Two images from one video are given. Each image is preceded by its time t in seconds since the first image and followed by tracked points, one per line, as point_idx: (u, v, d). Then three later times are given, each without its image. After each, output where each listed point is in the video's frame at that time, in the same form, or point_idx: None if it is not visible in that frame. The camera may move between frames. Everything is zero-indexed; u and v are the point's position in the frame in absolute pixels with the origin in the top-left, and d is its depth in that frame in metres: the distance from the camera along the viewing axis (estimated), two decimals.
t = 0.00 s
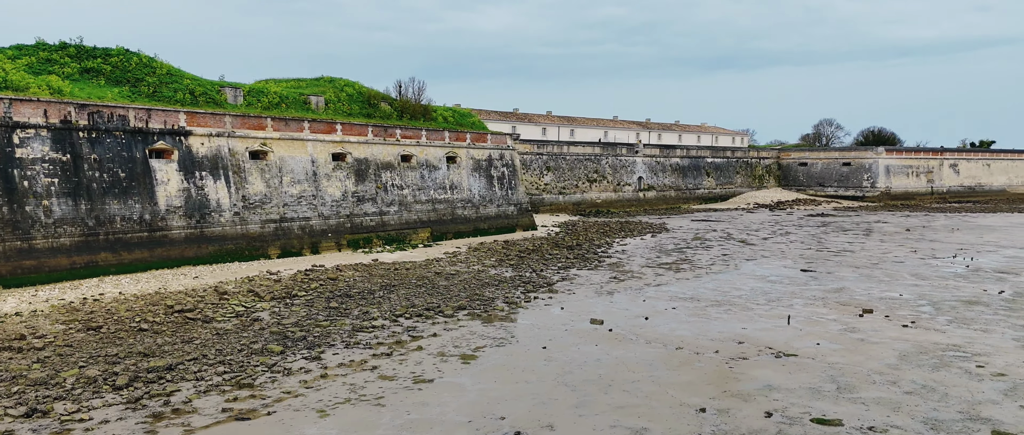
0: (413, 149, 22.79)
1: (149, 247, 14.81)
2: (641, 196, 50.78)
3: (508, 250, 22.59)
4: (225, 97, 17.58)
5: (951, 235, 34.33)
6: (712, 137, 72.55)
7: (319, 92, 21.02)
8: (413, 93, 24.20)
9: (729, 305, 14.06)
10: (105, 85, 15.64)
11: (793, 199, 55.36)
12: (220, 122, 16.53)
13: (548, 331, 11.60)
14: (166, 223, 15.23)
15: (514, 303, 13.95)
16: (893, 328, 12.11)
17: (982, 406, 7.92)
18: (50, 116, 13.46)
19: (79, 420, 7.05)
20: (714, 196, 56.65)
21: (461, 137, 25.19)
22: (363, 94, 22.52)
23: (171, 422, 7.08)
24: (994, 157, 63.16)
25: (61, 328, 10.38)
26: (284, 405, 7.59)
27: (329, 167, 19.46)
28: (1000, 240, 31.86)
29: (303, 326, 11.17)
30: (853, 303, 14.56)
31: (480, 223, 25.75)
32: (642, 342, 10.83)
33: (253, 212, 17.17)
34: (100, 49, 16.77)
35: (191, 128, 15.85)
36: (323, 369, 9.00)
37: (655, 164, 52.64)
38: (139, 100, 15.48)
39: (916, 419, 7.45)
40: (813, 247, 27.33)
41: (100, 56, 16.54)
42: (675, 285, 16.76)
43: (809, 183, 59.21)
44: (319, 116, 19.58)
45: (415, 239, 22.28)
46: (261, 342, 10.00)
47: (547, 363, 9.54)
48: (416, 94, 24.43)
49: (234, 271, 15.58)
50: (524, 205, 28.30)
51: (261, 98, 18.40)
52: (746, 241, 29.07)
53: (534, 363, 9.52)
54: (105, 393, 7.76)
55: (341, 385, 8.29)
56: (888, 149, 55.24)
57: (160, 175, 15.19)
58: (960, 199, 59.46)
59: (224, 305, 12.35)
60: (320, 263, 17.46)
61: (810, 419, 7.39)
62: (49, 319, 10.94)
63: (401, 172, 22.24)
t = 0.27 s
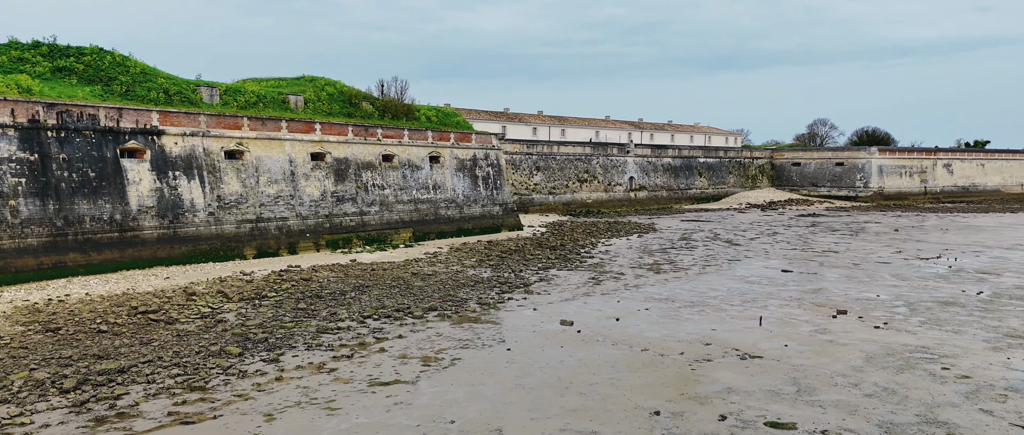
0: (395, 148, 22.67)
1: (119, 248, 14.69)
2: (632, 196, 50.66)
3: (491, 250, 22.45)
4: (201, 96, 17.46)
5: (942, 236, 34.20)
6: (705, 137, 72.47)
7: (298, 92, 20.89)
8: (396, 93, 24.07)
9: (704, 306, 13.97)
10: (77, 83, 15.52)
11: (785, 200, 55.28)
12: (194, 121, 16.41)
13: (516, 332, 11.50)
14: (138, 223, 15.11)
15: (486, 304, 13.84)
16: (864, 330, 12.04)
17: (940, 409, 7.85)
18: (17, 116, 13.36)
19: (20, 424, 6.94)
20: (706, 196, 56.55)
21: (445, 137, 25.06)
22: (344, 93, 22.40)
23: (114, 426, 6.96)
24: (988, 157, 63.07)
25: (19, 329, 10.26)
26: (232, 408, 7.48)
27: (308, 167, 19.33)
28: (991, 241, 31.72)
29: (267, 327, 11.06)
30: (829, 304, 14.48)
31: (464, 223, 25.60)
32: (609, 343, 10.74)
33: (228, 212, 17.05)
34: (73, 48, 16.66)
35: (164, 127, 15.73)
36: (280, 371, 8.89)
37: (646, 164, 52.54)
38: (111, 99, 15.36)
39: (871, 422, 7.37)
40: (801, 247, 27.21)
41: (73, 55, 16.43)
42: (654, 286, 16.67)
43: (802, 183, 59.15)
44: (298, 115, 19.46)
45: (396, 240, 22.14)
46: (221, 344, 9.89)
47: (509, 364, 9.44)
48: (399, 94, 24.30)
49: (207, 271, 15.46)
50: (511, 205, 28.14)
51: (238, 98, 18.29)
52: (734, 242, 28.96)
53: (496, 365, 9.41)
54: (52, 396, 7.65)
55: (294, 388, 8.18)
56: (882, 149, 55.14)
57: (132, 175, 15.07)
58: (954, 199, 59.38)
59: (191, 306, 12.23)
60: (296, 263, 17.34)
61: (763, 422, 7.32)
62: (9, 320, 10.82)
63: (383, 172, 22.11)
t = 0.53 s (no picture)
0: (376, 148, 22.53)
1: (88, 248, 14.57)
2: (623, 195, 50.53)
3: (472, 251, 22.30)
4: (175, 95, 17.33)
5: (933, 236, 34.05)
6: (698, 137, 72.39)
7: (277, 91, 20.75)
8: (378, 92, 23.93)
9: (677, 307, 13.87)
10: (47, 82, 15.39)
11: (777, 200, 55.20)
12: (167, 120, 16.28)
13: (482, 334, 11.39)
14: (108, 223, 14.98)
15: (457, 305, 13.72)
16: (834, 331, 11.94)
17: (896, 413, 7.75)
18: None
19: None
20: (698, 196, 56.44)
21: (428, 137, 24.91)
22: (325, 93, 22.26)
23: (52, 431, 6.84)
24: (982, 157, 62.96)
25: None
26: (176, 412, 7.36)
27: (285, 166, 19.20)
28: (982, 242, 31.55)
29: (229, 329, 10.93)
30: (804, 305, 14.38)
31: (448, 223, 25.43)
32: (574, 345, 10.63)
33: (202, 212, 16.91)
34: (45, 46, 16.52)
35: (136, 127, 15.60)
36: (233, 374, 8.77)
37: (638, 164, 52.43)
38: (81, 98, 15.22)
39: (824, 426, 7.27)
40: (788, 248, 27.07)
41: (45, 54, 16.30)
42: (631, 287, 16.56)
43: (795, 183, 59.10)
44: (276, 114, 19.32)
45: (377, 240, 21.99)
46: (179, 346, 9.76)
47: (468, 367, 9.33)
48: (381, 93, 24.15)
49: (179, 272, 15.32)
50: (496, 205, 27.93)
51: (214, 97, 18.15)
52: (721, 242, 28.83)
53: (455, 367, 9.30)
54: None
55: (245, 391, 8.06)
56: (875, 149, 55.01)
57: (102, 175, 14.95)
58: (947, 200, 59.26)
59: (155, 307, 12.10)
60: (271, 264, 17.20)
61: (714, 426, 7.22)
62: None
63: (364, 172, 21.97)
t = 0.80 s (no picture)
0: (358, 148, 22.39)
1: (59, 249, 14.46)
2: (615, 195, 50.39)
3: (455, 252, 22.15)
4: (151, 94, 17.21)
5: (924, 236, 33.89)
6: (691, 137, 72.29)
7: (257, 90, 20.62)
8: (361, 92, 23.79)
9: (653, 309, 13.77)
10: (19, 82, 15.27)
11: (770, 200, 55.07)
12: (142, 120, 16.17)
13: (451, 335, 11.28)
14: (80, 224, 14.87)
15: (430, 306, 13.60)
16: (806, 333, 11.85)
17: (856, 416, 7.66)
18: None
19: None
20: (690, 196, 56.31)
21: (411, 137, 24.76)
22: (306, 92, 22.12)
23: None
24: (976, 157, 62.84)
25: None
26: (123, 416, 7.24)
27: (264, 166, 19.07)
28: (974, 242, 31.38)
29: (193, 331, 10.82)
30: (782, 306, 14.28)
31: (433, 224, 25.27)
32: (541, 347, 10.53)
33: (178, 212, 16.78)
34: (18, 46, 16.40)
35: (110, 126, 15.49)
36: (189, 376, 8.65)
37: (629, 164, 52.31)
38: (53, 97, 15.10)
39: (781, 430, 7.18)
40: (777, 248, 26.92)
41: (18, 53, 16.17)
42: (610, 289, 16.45)
43: (789, 183, 59.02)
44: (255, 114, 19.19)
45: (360, 240, 21.83)
46: (138, 348, 9.65)
47: (430, 369, 9.21)
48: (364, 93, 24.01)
49: (152, 272, 15.18)
50: (483, 206, 27.76)
51: (191, 96, 18.03)
52: (709, 243, 28.71)
53: (416, 370, 9.18)
54: None
55: (198, 395, 7.94)
56: (869, 149, 54.88)
57: (74, 174, 14.84)
58: (941, 200, 59.14)
59: (122, 308, 11.98)
60: (248, 264, 17.05)
61: (669, 430, 7.13)
62: None
63: (345, 171, 21.83)
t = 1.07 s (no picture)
0: (338, 148, 22.23)
1: (27, 249, 14.31)
2: (606, 196, 50.23)
3: (436, 252, 21.96)
4: (124, 93, 17.05)
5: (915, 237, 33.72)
6: (684, 137, 72.17)
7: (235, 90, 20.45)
8: (342, 91, 23.62)
9: (626, 310, 13.63)
10: None
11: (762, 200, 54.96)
12: (113, 119, 16.02)
13: (415, 338, 11.13)
14: (48, 224, 14.72)
15: (400, 308, 13.45)
16: (777, 335, 11.72)
17: (812, 421, 7.53)
18: None
19: None
20: (682, 196, 56.16)
21: (394, 136, 24.59)
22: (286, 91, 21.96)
23: None
24: (970, 157, 62.76)
25: None
26: (63, 421, 7.10)
27: (240, 166, 18.91)
28: (964, 243, 31.21)
29: (152, 333, 10.66)
30: (757, 308, 14.15)
31: (416, 224, 25.07)
32: (505, 350, 10.38)
33: (151, 212, 16.62)
34: None
35: (80, 126, 15.33)
36: (139, 380, 8.50)
37: (621, 165, 52.17)
38: (22, 97, 14.95)
39: None
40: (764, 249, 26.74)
41: None
42: (587, 290, 16.31)
43: (782, 183, 58.90)
44: (231, 113, 19.03)
45: (340, 240, 21.63)
46: (92, 351, 9.50)
47: (387, 372, 9.06)
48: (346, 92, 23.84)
49: (122, 273, 15.01)
50: (468, 206, 27.56)
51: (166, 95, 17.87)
52: (696, 243, 28.55)
53: (373, 373, 9.03)
54: None
55: (144, 399, 7.80)
56: (861, 150, 54.76)
57: (42, 175, 14.69)
58: (934, 200, 59.03)
59: (84, 310, 11.82)
60: (222, 265, 16.88)
61: None
62: None
63: (325, 171, 21.67)
